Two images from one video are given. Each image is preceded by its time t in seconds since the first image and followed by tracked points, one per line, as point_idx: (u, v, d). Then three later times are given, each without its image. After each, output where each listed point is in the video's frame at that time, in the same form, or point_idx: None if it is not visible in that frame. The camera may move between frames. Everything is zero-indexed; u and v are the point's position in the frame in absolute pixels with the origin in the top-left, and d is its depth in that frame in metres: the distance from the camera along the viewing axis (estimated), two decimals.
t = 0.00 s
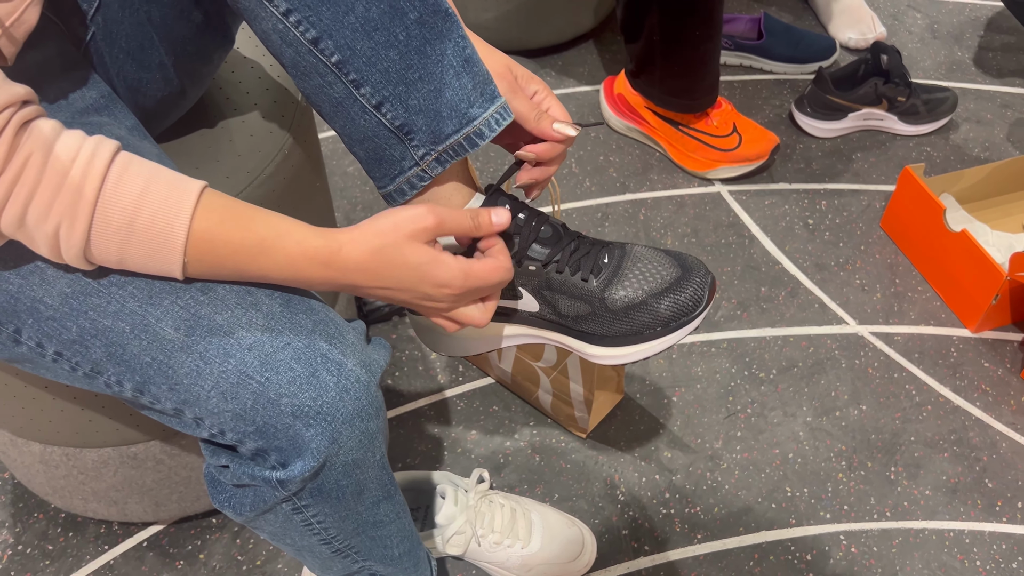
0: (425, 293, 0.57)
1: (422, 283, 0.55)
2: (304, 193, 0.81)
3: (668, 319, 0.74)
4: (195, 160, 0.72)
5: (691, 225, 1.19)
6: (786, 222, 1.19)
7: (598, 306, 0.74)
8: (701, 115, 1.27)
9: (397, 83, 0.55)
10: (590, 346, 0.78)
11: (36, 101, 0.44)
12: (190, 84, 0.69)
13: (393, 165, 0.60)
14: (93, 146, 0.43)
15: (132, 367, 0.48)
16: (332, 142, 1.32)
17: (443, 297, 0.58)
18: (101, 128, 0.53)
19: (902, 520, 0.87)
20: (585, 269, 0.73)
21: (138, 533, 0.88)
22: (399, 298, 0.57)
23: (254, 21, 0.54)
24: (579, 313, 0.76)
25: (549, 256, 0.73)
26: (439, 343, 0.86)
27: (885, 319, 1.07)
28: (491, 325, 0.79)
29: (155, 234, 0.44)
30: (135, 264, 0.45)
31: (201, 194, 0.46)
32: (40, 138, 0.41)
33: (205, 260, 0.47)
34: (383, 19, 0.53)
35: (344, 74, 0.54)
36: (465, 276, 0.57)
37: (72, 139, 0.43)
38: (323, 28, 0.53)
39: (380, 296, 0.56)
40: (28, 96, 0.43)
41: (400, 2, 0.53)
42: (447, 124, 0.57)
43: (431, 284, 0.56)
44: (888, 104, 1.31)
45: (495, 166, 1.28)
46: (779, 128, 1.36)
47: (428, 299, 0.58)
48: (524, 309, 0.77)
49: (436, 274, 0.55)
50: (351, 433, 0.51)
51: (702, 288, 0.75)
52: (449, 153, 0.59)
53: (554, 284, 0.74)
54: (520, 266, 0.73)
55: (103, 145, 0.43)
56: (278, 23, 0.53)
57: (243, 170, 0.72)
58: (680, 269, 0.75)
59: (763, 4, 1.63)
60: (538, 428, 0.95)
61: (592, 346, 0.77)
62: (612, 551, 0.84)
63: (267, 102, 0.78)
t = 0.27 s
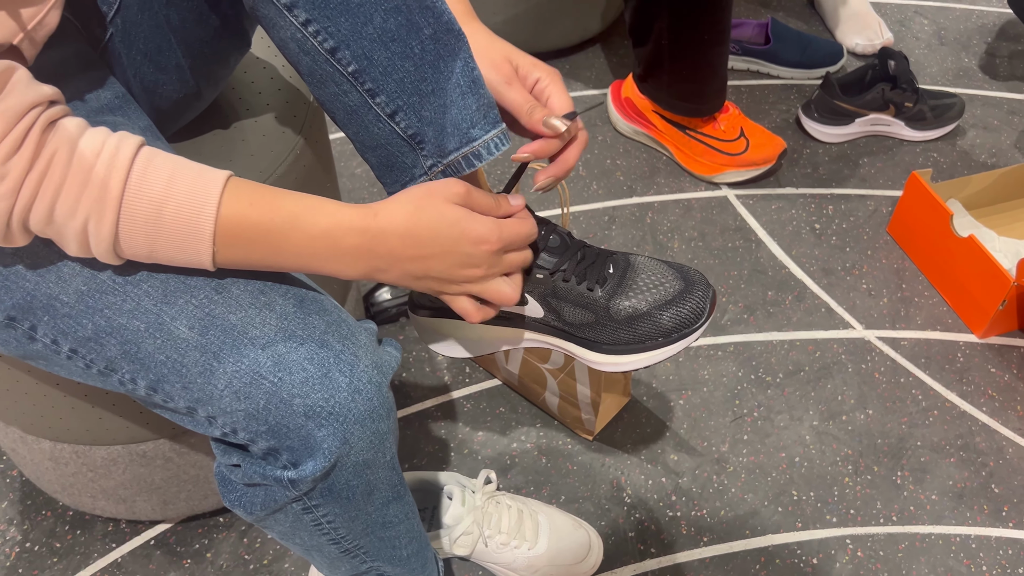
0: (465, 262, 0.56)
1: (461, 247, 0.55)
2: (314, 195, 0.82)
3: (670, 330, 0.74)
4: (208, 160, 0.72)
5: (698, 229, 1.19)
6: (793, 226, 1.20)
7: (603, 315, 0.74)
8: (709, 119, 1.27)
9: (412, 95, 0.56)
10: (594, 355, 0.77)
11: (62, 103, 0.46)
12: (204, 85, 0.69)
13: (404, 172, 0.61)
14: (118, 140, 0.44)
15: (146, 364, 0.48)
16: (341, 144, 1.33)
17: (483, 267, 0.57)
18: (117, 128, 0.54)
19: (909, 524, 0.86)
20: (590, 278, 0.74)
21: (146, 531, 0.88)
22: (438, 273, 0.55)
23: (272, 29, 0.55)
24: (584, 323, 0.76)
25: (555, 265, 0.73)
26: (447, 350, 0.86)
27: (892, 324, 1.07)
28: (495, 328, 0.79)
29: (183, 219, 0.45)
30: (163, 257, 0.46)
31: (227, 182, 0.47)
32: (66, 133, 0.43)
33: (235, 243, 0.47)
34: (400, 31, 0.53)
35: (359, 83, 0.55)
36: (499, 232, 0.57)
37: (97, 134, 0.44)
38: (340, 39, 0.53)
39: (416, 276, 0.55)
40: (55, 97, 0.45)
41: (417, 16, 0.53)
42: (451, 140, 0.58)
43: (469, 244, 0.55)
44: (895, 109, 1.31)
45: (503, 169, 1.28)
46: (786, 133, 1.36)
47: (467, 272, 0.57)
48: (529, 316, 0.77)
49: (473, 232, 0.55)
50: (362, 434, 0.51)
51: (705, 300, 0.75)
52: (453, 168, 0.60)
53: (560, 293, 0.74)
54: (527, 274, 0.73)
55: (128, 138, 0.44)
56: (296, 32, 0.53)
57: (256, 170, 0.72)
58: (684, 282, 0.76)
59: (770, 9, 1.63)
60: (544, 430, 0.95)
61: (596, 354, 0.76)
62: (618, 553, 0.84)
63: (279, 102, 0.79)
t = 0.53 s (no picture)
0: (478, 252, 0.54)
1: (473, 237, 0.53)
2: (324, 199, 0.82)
3: (682, 344, 0.75)
4: (219, 164, 0.73)
5: (704, 235, 1.19)
6: (799, 234, 1.20)
7: (614, 328, 0.75)
8: (716, 126, 1.27)
9: (420, 106, 0.56)
10: (603, 368, 0.77)
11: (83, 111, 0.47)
12: (216, 91, 0.70)
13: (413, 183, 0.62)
14: (136, 145, 0.45)
15: (161, 366, 0.48)
16: (348, 148, 1.34)
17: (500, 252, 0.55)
18: (129, 132, 0.54)
19: (914, 532, 0.86)
20: (602, 291, 0.74)
21: (152, 533, 0.88)
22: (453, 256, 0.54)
23: (282, 40, 0.56)
24: (594, 335, 0.75)
25: (567, 276, 0.73)
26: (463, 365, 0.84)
27: (898, 332, 1.07)
28: (511, 344, 0.78)
29: (202, 221, 0.45)
30: (180, 259, 0.46)
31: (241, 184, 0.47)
32: (84, 139, 0.43)
33: (254, 242, 0.47)
34: (408, 43, 0.54)
35: (367, 95, 0.56)
36: (511, 212, 0.54)
37: (114, 140, 0.44)
38: (347, 50, 0.54)
39: (432, 269, 0.54)
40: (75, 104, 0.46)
41: (424, 28, 0.54)
42: (463, 152, 0.59)
43: (480, 230, 0.53)
44: (901, 118, 1.31)
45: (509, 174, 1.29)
46: (792, 141, 1.37)
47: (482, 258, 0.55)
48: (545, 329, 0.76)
49: (484, 220, 0.53)
50: (375, 436, 0.51)
51: (717, 315, 0.76)
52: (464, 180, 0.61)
53: (570, 305, 0.74)
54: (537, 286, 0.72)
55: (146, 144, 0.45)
56: (304, 42, 0.54)
57: (267, 173, 0.73)
58: (696, 296, 0.77)
59: (776, 17, 1.64)
60: (550, 436, 0.95)
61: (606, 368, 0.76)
62: (623, 559, 0.84)
63: (289, 106, 0.80)
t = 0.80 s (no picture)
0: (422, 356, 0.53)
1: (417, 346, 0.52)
2: (328, 202, 0.82)
3: (689, 352, 0.75)
4: (224, 165, 0.73)
5: (706, 240, 1.19)
6: (801, 240, 1.20)
7: (620, 335, 0.75)
8: (718, 132, 1.27)
9: (426, 109, 0.57)
10: (610, 374, 0.78)
11: (72, 115, 0.46)
12: (220, 92, 0.70)
13: (418, 187, 0.62)
14: (114, 164, 0.44)
15: (162, 366, 0.48)
16: (351, 152, 1.34)
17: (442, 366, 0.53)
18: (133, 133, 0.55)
19: (915, 538, 0.86)
20: (607, 297, 0.74)
21: (153, 534, 0.89)
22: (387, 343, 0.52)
23: (287, 42, 0.55)
24: (600, 341, 0.76)
25: (571, 283, 0.73)
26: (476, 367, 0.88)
27: (899, 338, 1.07)
28: (518, 349, 0.81)
29: (171, 250, 0.45)
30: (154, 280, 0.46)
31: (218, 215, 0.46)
32: (62, 157, 0.43)
33: (213, 280, 0.46)
34: (414, 44, 0.55)
35: (373, 98, 0.56)
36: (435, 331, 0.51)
37: (95, 156, 0.44)
38: (354, 52, 0.54)
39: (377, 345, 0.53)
40: (65, 109, 0.45)
41: (432, 28, 0.55)
42: (484, 146, 0.60)
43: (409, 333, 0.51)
44: (904, 125, 1.31)
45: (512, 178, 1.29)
46: (795, 147, 1.37)
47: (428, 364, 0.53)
48: (550, 335, 0.79)
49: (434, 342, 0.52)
50: (375, 436, 0.51)
51: (725, 322, 0.75)
52: (479, 176, 0.62)
53: (576, 312, 0.75)
54: (543, 292, 0.73)
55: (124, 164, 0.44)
56: (310, 44, 0.54)
57: (271, 175, 0.73)
58: (705, 301, 0.76)
59: (779, 24, 1.65)
60: (551, 439, 0.96)
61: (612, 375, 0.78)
62: (624, 563, 0.84)
63: (294, 109, 0.80)
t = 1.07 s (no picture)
0: (428, 306, 0.54)
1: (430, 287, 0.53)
2: (325, 204, 0.82)
3: (694, 338, 0.74)
4: (221, 167, 0.74)
5: (704, 245, 1.20)
6: (799, 245, 1.20)
7: (624, 324, 0.75)
8: (717, 137, 1.28)
9: (428, 111, 0.58)
10: (618, 366, 0.78)
11: (52, 112, 0.46)
12: (218, 94, 0.70)
13: (422, 187, 0.62)
14: (97, 154, 0.45)
15: (153, 370, 0.49)
16: (351, 154, 1.35)
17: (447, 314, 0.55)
18: (129, 135, 0.55)
19: (910, 544, 0.86)
20: (610, 287, 0.74)
21: (148, 535, 0.89)
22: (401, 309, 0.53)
23: (289, 46, 0.55)
24: (606, 331, 0.76)
25: (574, 275, 0.74)
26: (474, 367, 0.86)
27: (897, 344, 1.07)
28: (522, 344, 0.80)
29: (159, 232, 0.45)
30: (139, 269, 0.46)
31: (203, 195, 0.47)
32: (44, 146, 0.43)
33: (205, 256, 0.47)
34: (415, 47, 0.55)
35: (376, 99, 0.57)
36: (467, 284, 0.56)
37: (77, 147, 0.44)
38: (355, 55, 0.54)
39: (379, 309, 0.52)
40: (44, 106, 0.45)
41: (432, 33, 0.55)
42: (480, 156, 0.61)
43: (435, 286, 0.53)
44: (903, 131, 1.32)
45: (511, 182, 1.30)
46: (794, 152, 1.37)
47: (431, 318, 0.54)
48: (554, 329, 0.78)
49: (445, 274, 0.54)
50: (366, 442, 0.51)
51: (728, 306, 0.75)
52: (475, 184, 0.62)
53: (580, 303, 0.75)
54: (547, 286, 0.74)
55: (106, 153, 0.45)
56: (312, 48, 0.54)
57: (268, 176, 0.74)
58: (707, 288, 0.76)
59: (779, 29, 1.65)
60: (548, 443, 0.96)
61: (620, 366, 0.77)
62: (619, 567, 0.84)
63: (292, 111, 0.80)
